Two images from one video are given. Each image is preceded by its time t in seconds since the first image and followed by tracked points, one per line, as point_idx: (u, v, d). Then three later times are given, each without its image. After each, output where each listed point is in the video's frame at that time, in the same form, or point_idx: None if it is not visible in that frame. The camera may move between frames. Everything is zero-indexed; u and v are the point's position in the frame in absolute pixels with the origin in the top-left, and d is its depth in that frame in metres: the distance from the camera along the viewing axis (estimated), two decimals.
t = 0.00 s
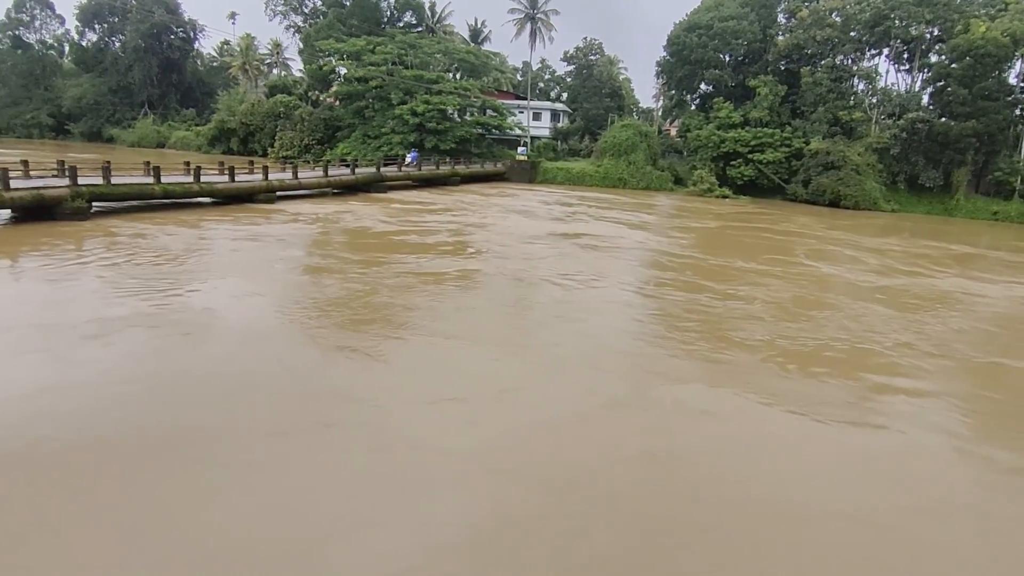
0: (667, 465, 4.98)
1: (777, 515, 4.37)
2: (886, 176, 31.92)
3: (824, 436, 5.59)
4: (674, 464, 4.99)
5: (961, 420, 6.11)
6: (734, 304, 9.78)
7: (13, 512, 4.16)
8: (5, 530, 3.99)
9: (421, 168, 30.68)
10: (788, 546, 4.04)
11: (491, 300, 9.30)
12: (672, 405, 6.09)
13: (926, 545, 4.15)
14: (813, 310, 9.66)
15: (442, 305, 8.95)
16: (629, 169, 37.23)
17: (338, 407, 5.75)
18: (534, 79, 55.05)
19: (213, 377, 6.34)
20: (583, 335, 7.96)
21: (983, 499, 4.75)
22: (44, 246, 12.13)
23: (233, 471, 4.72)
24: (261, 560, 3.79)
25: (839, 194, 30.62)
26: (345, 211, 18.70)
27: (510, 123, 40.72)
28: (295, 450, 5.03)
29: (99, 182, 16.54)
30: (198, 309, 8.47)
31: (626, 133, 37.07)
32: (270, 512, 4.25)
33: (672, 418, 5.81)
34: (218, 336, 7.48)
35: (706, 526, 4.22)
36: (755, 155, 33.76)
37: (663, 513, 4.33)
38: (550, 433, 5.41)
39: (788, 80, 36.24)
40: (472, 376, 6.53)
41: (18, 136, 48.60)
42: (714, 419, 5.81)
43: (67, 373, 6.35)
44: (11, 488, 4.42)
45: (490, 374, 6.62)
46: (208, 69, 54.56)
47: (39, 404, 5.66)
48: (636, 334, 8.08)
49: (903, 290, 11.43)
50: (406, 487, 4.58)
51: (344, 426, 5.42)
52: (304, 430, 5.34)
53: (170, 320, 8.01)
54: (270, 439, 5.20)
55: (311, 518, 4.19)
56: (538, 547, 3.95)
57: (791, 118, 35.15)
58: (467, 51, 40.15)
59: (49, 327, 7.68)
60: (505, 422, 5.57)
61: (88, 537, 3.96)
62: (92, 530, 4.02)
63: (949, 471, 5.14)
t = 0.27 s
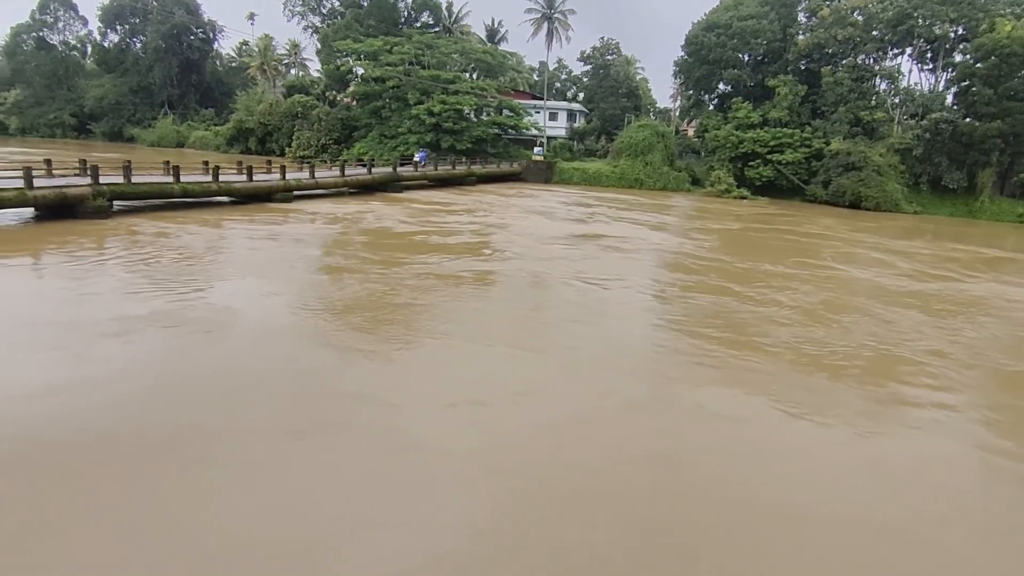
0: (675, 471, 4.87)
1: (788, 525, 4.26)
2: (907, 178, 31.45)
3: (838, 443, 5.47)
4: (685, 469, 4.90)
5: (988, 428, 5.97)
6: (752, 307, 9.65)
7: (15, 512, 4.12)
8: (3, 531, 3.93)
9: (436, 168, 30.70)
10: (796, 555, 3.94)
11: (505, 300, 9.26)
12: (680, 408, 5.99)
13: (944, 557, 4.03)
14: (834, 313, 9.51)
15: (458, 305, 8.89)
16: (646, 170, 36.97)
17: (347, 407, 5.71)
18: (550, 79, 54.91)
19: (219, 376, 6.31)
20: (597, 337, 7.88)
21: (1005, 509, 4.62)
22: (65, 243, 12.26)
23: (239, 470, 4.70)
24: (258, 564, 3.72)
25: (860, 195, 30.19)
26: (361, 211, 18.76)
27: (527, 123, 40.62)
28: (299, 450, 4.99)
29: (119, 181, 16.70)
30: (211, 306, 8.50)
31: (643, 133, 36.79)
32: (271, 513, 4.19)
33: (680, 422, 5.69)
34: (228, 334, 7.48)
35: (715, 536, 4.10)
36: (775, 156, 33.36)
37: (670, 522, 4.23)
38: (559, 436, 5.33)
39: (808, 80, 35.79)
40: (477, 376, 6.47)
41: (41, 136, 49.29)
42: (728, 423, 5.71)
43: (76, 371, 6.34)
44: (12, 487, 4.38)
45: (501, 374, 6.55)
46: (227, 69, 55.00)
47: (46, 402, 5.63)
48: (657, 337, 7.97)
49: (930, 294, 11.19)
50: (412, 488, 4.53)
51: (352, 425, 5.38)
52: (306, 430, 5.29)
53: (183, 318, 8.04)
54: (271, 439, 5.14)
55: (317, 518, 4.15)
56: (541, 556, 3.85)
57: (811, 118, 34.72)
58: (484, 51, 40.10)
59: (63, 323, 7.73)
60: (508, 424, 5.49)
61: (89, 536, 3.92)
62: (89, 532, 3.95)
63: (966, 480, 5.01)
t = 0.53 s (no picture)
0: (686, 476, 4.80)
1: (803, 533, 4.17)
2: (932, 180, 30.93)
3: (854, 448, 5.37)
4: (703, 476, 4.80)
5: (1016, 437, 5.84)
6: (773, 311, 9.53)
7: (24, 506, 4.11)
8: (12, 525, 3.91)
9: (454, 169, 30.69)
10: (817, 568, 3.83)
11: (520, 302, 9.22)
12: (691, 410, 5.90)
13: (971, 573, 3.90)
14: (856, 319, 9.36)
15: (478, 307, 8.82)
16: (664, 172, 36.71)
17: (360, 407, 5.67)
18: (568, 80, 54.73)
19: (232, 374, 6.29)
20: (613, 339, 7.82)
21: None
22: (88, 241, 12.41)
23: (249, 468, 4.66)
24: (264, 560, 3.69)
25: (882, 197, 29.72)
26: (379, 211, 18.79)
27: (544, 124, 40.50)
28: (311, 449, 4.95)
29: (141, 180, 16.88)
30: (226, 305, 8.55)
31: (661, 134, 36.51)
32: (278, 511, 4.16)
33: (691, 425, 5.62)
34: (244, 332, 7.48)
35: (727, 543, 4.03)
36: (795, 157, 32.95)
37: (681, 528, 4.15)
38: (575, 440, 5.25)
39: (830, 81, 35.31)
40: (486, 377, 6.42)
41: (65, 136, 50.02)
42: (748, 429, 5.59)
43: (87, 367, 6.36)
44: (22, 481, 4.37)
45: (517, 376, 6.48)
46: (247, 70, 55.45)
47: (57, 399, 5.64)
48: (681, 342, 7.84)
49: (962, 300, 10.93)
50: (423, 490, 4.46)
51: (365, 426, 5.33)
52: (313, 428, 5.27)
53: (198, 315, 8.08)
54: (284, 437, 5.11)
55: (327, 518, 4.10)
56: (550, 559, 3.80)
57: (833, 119, 34.28)
58: (502, 52, 40.06)
59: (81, 320, 7.78)
60: (516, 425, 5.44)
61: (98, 533, 3.89)
62: (97, 527, 3.94)
63: (986, 489, 4.91)
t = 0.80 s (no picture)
0: (693, 479, 4.77)
1: (812, 538, 4.13)
2: (953, 183, 30.54)
3: (866, 454, 5.30)
4: (715, 480, 4.76)
5: None
6: (792, 315, 9.42)
7: (33, 503, 4.13)
8: (21, 521, 3.94)
9: (469, 169, 30.75)
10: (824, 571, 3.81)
11: (533, 303, 9.20)
12: (698, 414, 5.85)
13: None
14: (879, 324, 9.27)
15: (495, 308, 8.82)
16: (680, 173, 36.48)
17: (369, 405, 5.71)
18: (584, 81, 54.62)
19: (243, 372, 6.35)
20: (626, 342, 7.76)
21: None
22: (108, 240, 12.54)
23: (262, 463, 4.72)
24: (267, 559, 3.69)
25: (902, 200, 29.35)
26: (395, 212, 18.87)
27: (559, 125, 40.45)
28: (319, 446, 4.99)
29: (161, 179, 17.06)
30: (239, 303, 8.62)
31: (677, 136, 36.31)
32: (283, 509, 4.17)
33: (698, 429, 5.57)
34: (256, 331, 7.56)
35: (733, 548, 3.98)
36: (813, 159, 32.58)
37: (689, 530, 4.14)
38: (583, 440, 5.25)
39: (850, 82, 34.92)
40: (493, 377, 6.41)
41: (87, 135, 50.73)
42: (761, 433, 5.55)
43: (102, 364, 6.43)
44: (31, 478, 4.39)
45: (529, 376, 6.49)
46: (265, 71, 55.91)
47: (67, 396, 5.68)
48: (701, 345, 7.79)
49: (988, 307, 10.77)
50: (431, 487, 4.48)
51: (374, 423, 5.38)
52: (321, 427, 5.29)
53: (211, 314, 8.14)
54: (293, 435, 5.14)
55: (334, 514, 4.13)
56: (554, 561, 3.77)
57: (852, 121, 33.87)
58: (517, 53, 40.09)
59: (99, 318, 7.88)
60: (526, 425, 5.44)
61: (112, 526, 3.94)
62: (104, 524, 3.96)
63: (1004, 499, 4.82)
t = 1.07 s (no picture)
0: (701, 481, 4.76)
1: (820, 541, 4.11)
2: (970, 186, 30.21)
3: (876, 460, 5.25)
4: (724, 483, 4.75)
5: None
6: (807, 320, 9.34)
7: (39, 499, 4.15)
8: (36, 514, 4.00)
9: (481, 170, 30.77)
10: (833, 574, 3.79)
11: (544, 305, 9.17)
12: (705, 417, 5.82)
13: None
14: (898, 330, 9.18)
15: (509, 310, 8.83)
16: (692, 175, 36.29)
17: (379, 403, 5.74)
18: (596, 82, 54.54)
19: (253, 369, 6.40)
20: (637, 345, 7.72)
21: None
22: (123, 238, 12.64)
23: (271, 460, 4.76)
24: (268, 558, 3.68)
25: (918, 204, 29.04)
26: (409, 213, 18.92)
27: (572, 126, 40.38)
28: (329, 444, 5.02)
29: (176, 178, 17.19)
30: (249, 302, 8.67)
31: (690, 137, 36.15)
32: (286, 509, 4.17)
33: (704, 433, 5.52)
34: (267, 330, 7.61)
35: (739, 553, 3.93)
36: (828, 162, 32.31)
37: (698, 531, 4.13)
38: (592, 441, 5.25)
39: (866, 84, 34.62)
40: (499, 378, 6.41)
41: (103, 135, 51.28)
42: (771, 436, 5.53)
43: (115, 361, 6.49)
44: (39, 475, 4.41)
45: (539, 377, 6.50)
46: (279, 71, 56.24)
47: (77, 394, 5.71)
48: (716, 349, 7.76)
49: (1009, 314, 10.64)
50: (439, 485, 4.50)
51: (384, 421, 5.41)
52: (331, 425, 5.33)
53: (221, 313, 8.18)
54: (303, 432, 5.17)
55: (343, 511, 4.16)
56: (561, 561, 3.78)
57: (867, 123, 33.54)
58: (530, 54, 40.06)
59: (113, 315, 7.96)
60: (534, 425, 5.45)
61: (123, 520, 3.98)
62: (111, 520, 3.98)
63: (1017, 509, 4.74)
